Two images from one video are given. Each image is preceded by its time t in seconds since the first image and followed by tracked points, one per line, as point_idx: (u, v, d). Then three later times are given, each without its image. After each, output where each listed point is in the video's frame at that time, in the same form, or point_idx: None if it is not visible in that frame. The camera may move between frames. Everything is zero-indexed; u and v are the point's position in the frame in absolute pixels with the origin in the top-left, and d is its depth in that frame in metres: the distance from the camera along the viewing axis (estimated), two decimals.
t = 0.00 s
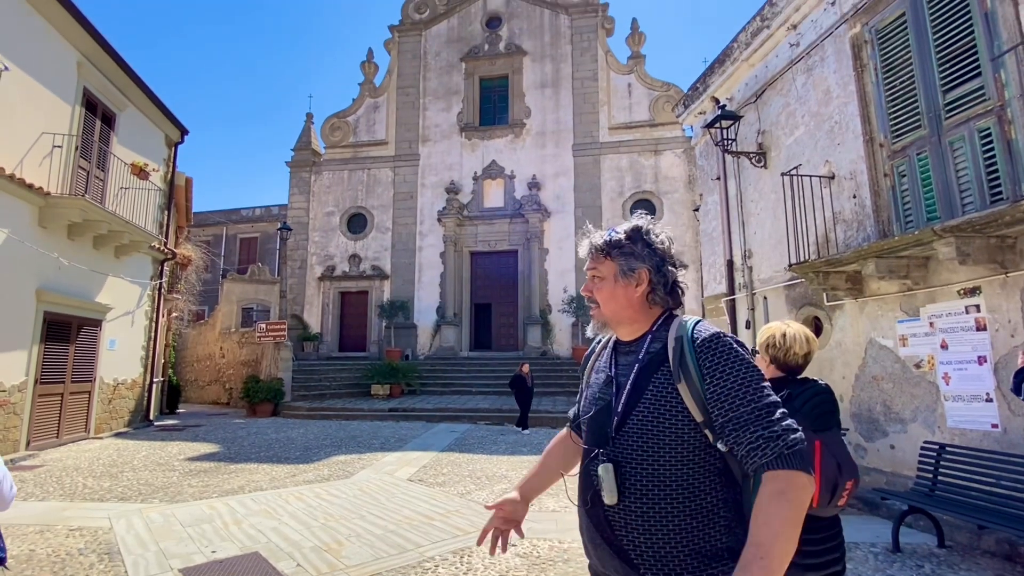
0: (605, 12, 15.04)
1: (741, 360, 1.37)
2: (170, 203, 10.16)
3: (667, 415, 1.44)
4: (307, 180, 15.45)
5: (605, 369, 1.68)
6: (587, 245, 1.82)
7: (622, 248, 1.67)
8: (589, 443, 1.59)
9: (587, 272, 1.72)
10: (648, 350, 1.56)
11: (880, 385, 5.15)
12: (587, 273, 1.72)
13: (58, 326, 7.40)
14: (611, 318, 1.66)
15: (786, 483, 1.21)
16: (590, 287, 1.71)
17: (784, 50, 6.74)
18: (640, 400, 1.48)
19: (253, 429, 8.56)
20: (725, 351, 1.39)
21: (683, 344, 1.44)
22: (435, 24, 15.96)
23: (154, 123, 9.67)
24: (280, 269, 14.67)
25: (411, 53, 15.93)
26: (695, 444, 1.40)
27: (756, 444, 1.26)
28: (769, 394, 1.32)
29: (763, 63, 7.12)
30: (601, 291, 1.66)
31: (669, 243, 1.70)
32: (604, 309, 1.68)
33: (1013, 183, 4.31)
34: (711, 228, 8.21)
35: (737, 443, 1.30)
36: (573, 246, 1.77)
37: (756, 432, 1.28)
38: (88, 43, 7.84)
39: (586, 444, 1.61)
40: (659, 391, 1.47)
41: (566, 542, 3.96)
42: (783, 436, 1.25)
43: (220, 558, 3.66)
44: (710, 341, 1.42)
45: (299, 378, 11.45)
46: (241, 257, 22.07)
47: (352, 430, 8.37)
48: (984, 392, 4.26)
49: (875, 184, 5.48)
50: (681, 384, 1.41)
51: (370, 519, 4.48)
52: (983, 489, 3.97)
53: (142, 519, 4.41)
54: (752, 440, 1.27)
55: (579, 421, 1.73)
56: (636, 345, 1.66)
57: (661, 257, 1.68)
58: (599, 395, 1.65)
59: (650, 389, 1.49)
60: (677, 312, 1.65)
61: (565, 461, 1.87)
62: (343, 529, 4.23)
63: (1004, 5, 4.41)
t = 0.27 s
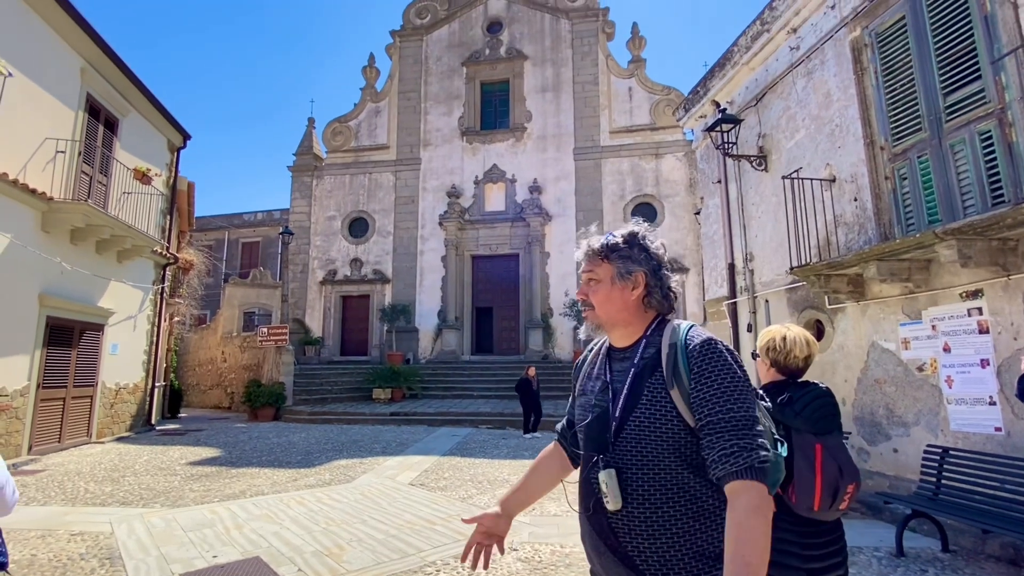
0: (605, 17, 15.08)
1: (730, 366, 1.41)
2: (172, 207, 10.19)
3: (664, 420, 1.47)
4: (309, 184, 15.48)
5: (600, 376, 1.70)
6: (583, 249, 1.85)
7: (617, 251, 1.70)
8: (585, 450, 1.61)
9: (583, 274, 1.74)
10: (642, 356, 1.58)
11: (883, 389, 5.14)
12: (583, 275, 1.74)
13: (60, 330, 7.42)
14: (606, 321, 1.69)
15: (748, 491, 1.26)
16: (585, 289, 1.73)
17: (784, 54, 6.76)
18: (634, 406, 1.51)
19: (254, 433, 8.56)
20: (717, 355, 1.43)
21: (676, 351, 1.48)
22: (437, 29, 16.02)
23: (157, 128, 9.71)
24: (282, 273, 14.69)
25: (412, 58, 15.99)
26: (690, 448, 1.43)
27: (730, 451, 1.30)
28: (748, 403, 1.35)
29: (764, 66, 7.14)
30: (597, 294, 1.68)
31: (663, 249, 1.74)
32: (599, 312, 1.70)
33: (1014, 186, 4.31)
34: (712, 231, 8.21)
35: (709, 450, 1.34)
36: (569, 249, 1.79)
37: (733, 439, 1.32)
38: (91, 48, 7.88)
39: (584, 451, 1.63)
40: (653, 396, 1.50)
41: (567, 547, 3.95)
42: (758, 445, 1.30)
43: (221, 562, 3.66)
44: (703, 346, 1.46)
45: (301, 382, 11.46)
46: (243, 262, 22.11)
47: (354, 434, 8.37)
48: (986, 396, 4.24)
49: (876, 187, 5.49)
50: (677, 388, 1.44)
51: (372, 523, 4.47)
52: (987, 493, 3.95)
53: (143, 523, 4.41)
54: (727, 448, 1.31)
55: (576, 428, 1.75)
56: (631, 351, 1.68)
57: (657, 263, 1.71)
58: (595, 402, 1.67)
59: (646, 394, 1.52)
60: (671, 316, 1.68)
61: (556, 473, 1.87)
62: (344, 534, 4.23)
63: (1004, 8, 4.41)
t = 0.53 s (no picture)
0: (606, 19, 15.11)
1: (716, 366, 1.44)
2: (174, 211, 10.22)
3: (656, 424, 1.49)
4: (311, 188, 15.52)
5: (589, 385, 1.71)
6: (556, 264, 1.85)
7: (595, 263, 1.72)
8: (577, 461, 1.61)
9: (564, 290, 1.74)
10: (629, 361, 1.61)
11: (885, 391, 5.14)
12: (564, 291, 1.74)
13: (63, 334, 7.43)
14: (593, 333, 1.70)
15: (749, 496, 1.32)
16: (569, 304, 1.73)
17: (785, 56, 6.77)
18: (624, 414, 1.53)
19: (256, 437, 8.56)
20: (703, 356, 1.46)
21: (663, 354, 1.51)
22: (438, 33, 16.06)
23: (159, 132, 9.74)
24: (284, 277, 14.72)
25: (413, 62, 16.03)
26: (684, 450, 1.46)
27: (728, 453, 1.35)
28: (741, 402, 1.40)
29: (764, 68, 7.15)
30: (583, 307, 1.68)
31: (633, 254, 1.78)
32: (585, 325, 1.70)
33: (1015, 187, 4.31)
34: (713, 233, 8.21)
35: (710, 452, 1.38)
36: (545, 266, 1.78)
37: (729, 442, 1.36)
38: (94, 53, 7.92)
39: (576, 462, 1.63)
40: (644, 401, 1.52)
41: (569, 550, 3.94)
42: (753, 444, 1.35)
43: (223, 566, 3.65)
44: (688, 348, 1.49)
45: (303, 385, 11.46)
46: (245, 265, 22.16)
47: (356, 437, 8.37)
48: (989, 397, 4.23)
49: (877, 189, 5.49)
50: (665, 391, 1.47)
51: (374, 526, 4.47)
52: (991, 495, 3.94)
53: (145, 527, 4.41)
54: (725, 450, 1.35)
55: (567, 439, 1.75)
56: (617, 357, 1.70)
57: (634, 271, 1.75)
58: (585, 411, 1.67)
59: (636, 399, 1.54)
60: (651, 319, 1.73)
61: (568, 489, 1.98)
62: (346, 537, 4.22)
63: (1003, 10, 4.42)
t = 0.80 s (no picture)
0: (606, 21, 15.13)
1: (705, 364, 1.47)
2: (176, 214, 10.23)
3: (648, 427, 1.49)
4: (312, 190, 15.54)
5: (579, 391, 1.71)
6: (536, 273, 1.84)
7: (575, 271, 1.72)
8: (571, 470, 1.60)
9: (547, 300, 1.73)
10: (618, 365, 1.61)
11: (887, 392, 5.13)
12: (546, 301, 1.74)
13: (66, 336, 7.45)
14: (579, 341, 1.70)
15: (757, 489, 1.35)
16: (553, 314, 1.72)
17: (785, 58, 6.77)
18: (618, 420, 1.53)
19: (258, 439, 8.56)
20: (690, 355, 1.48)
21: (650, 356, 1.52)
22: (438, 35, 16.08)
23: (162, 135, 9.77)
24: (286, 279, 14.74)
25: (414, 64, 16.06)
26: (678, 450, 1.47)
27: (728, 449, 1.37)
28: (733, 397, 1.42)
29: (765, 70, 7.15)
30: (568, 316, 1.69)
31: (611, 258, 1.79)
32: (572, 334, 1.70)
33: (1016, 188, 4.30)
34: (714, 234, 8.20)
35: (706, 449, 1.41)
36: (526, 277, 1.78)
37: (726, 437, 1.39)
38: (96, 56, 7.95)
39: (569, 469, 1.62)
40: (635, 405, 1.52)
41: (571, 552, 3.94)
42: (749, 438, 1.38)
43: (225, 568, 3.65)
44: (675, 347, 1.51)
45: (305, 387, 11.46)
46: (246, 267, 22.19)
47: (357, 440, 8.36)
48: (991, 399, 4.22)
49: (878, 189, 5.49)
50: (656, 392, 1.48)
51: (376, 528, 4.47)
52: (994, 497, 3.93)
53: (147, 529, 4.41)
54: (722, 447, 1.38)
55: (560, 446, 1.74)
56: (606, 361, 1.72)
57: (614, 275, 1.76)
58: (576, 418, 1.67)
59: (627, 402, 1.54)
60: (634, 322, 1.75)
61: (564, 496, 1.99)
62: (348, 539, 4.22)
63: (1003, 10, 4.42)
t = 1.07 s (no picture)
0: (606, 23, 15.15)
1: (703, 366, 1.47)
2: (178, 216, 10.25)
3: (647, 430, 1.50)
4: (313, 192, 15.56)
5: (578, 394, 1.71)
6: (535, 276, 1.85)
7: (574, 273, 1.73)
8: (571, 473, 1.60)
9: (546, 302, 1.74)
10: (617, 367, 1.62)
11: (889, 393, 5.12)
12: (545, 304, 1.75)
13: (68, 339, 7.46)
14: (578, 343, 1.71)
15: (750, 490, 1.35)
16: (552, 316, 1.73)
17: (786, 59, 6.78)
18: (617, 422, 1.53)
19: (259, 441, 8.56)
20: (688, 358, 1.48)
21: (650, 359, 1.52)
22: (439, 37, 16.11)
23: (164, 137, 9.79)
24: (287, 281, 14.75)
25: (415, 66, 16.09)
26: (678, 452, 1.48)
27: (724, 450, 1.37)
28: (730, 400, 1.42)
29: (765, 71, 7.16)
30: (567, 319, 1.69)
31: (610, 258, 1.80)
32: (571, 336, 1.71)
33: (1017, 188, 4.30)
34: (715, 236, 8.20)
35: (704, 451, 1.41)
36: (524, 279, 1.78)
37: (722, 440, 1.39)
38: (97, 59, 7.97)
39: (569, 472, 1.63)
40: (634, 408, 1.52)
41: (573, 554, 3.93)
42: (745, 440, 1.38)
43: (226, 570, 3.65)
44: (673, 350, 1.51)
45: (306, 389, 11.46)
46: (247, 269, 22.21)
47: (358, 441, 8.36)
48: (994, 399, 4.22)
49: (879, 190, 5.49)
50: (654, 394, 1.48)
51: (377, 530, 4.47)
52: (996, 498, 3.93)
53: (149, 531, 4.41)
54: (719, 448, 1.38)
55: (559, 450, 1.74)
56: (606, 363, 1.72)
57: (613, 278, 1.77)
58: (576, 420, 1.67)
59: (627, 405, 1.54)
60: (633, 323, 1.76)
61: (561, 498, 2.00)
62: (349, 540, 4.23)
63: (1003, 11, 4.43)
